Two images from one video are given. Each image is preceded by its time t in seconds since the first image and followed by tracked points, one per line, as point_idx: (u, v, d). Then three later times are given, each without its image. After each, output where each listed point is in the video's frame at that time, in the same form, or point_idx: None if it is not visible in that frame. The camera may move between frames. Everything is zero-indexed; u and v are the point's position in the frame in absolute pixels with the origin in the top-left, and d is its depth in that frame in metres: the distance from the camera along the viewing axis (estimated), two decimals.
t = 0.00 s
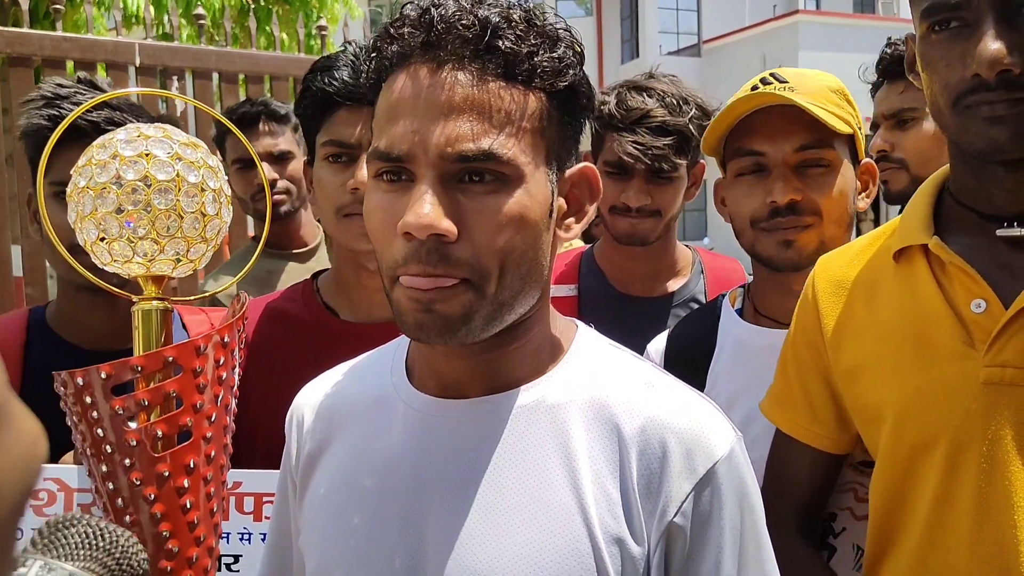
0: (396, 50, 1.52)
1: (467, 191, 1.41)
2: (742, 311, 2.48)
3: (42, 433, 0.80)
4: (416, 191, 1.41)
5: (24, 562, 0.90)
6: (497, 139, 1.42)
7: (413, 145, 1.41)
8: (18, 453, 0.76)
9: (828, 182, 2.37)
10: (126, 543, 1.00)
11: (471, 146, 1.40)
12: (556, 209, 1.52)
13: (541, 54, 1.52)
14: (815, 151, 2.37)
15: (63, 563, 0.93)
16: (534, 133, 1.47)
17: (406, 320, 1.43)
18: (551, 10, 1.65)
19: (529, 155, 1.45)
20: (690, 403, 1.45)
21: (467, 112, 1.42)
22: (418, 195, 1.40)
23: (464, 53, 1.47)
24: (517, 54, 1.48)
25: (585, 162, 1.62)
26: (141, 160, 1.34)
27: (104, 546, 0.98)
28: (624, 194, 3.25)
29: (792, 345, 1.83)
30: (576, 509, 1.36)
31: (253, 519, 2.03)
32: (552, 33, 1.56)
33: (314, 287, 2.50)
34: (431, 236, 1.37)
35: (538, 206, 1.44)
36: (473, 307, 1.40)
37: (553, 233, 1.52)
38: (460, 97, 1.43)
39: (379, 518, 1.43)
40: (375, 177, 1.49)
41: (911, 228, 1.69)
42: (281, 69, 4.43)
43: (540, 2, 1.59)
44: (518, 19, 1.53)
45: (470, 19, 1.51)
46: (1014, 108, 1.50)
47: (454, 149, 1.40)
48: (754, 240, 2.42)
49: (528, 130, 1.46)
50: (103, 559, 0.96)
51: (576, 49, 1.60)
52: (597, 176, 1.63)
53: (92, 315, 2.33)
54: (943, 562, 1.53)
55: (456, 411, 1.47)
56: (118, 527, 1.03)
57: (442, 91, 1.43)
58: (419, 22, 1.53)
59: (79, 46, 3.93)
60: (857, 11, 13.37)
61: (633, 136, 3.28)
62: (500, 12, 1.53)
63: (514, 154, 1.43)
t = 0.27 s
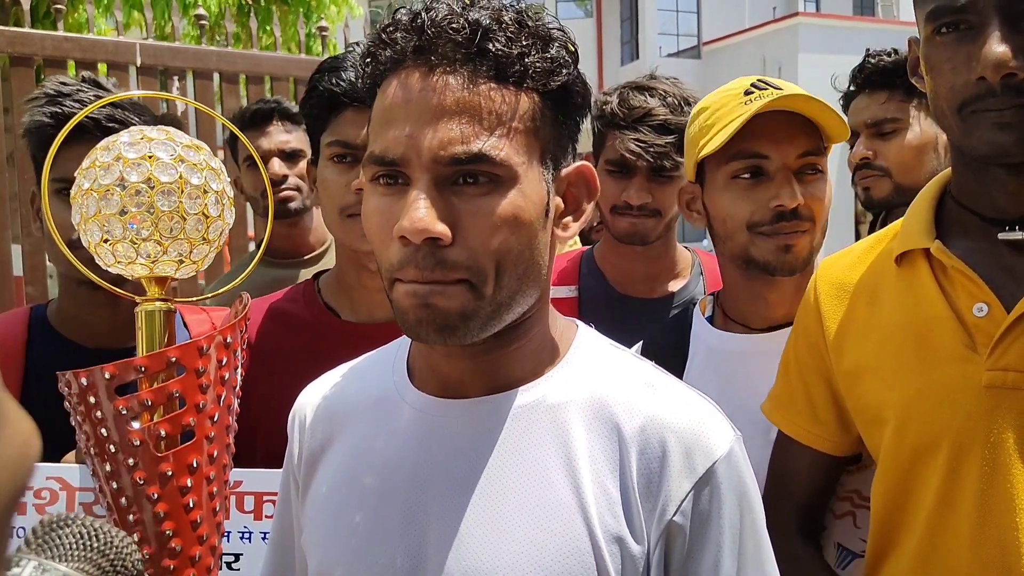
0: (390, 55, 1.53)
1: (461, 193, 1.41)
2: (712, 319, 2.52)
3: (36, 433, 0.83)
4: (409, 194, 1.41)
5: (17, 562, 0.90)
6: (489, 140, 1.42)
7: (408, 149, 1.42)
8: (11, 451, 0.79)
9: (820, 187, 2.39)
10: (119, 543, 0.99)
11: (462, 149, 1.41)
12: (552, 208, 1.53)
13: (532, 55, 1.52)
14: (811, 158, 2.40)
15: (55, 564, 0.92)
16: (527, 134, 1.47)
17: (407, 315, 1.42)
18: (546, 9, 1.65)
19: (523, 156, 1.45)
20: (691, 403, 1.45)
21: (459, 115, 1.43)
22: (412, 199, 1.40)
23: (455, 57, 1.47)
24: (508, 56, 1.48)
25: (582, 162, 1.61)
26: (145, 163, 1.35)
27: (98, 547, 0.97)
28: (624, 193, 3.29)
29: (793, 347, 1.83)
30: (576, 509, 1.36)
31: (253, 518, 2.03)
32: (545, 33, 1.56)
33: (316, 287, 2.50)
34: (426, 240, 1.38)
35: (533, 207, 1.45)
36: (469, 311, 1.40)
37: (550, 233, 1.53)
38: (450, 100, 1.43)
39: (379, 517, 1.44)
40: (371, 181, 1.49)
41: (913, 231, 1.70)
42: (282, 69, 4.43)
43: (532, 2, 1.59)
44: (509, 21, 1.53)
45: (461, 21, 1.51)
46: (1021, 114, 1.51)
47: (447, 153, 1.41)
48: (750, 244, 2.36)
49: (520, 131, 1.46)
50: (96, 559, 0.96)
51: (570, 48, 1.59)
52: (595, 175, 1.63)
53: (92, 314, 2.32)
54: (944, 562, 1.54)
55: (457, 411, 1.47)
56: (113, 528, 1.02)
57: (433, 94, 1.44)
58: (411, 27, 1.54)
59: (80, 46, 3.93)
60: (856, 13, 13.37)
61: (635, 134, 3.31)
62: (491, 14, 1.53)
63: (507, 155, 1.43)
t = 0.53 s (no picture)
0: (388, 62, 1.54)
1: (459, 198, 1.42)
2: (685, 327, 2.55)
3: (40, 441, 0.81)
4: (409, 200, 1.42)
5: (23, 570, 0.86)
6: (486, 144, 1.43)
7: (405, 155, 1.43)
8: (15, 459, 0.77)
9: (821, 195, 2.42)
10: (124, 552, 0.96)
11: (460, 153, 1.42)
12: (551, 210, 1.53)
13: (529, 59, 1.53)
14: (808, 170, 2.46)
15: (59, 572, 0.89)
16: (525, 137, 1.48)
17: (407, 317, 1.42)
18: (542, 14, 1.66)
19: (521, 158, 1.46)
20: (691, 405, 1.46)
21: (456, 120, 1.43)
22: (411, 205, 1.41)
23: (452, 62, 1.48)
24: (505, 61, 1.49)
25: (581, 165, 1.62)
26: (148, 167, 1.36)
27: (102, 554, 0.94)
28: (628, 195, 3.32)
29: (794, 351, 1.84)
30: (578, 510, 1.37)
31: (256, 517, 2.03)
32: (542, 38, 1.57)
33: (317, 290, 2.51)
34: (426, 244, 1.38)
35: (532, 210, 1.45)
36: (468, 310, 1.41)
37: (550, 235, 1.53)
38: (447, 105, 1.44)
39: (382, 518, 1.45)
40: (372, 187, 1.49)
41: (912, 236, 1.70)
42: (283, 72, 4.44)
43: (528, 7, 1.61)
44: (505, 27, 1.54)
45: (457, 28, 1.52)
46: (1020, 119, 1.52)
47: (446, 157, 1.41)
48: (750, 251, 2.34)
49: (517, 134, 1.47)
50: (100, 566, 0.93)
51: (568, 52, 1.60)
52: (594, 177, 1.63)
53: (97, 317, 2.34)
54: (945, 564, 1.55)
55: (459, 413, 1.48)
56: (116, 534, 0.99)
57: (431, 100, 1.45)
58: (408, 34, 1.55)
59: (83, 48, 3.94)
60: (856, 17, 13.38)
61: (640, 136, 3.35)
62: (487, 20, 1.54)
63: (505, 159, 1.44)
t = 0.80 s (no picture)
0: (393, 65, 1.54)
1: (464, 199, 1.43)
2: (697, 325, 2.55)
3: (46, 446, 0.80)
4: (414, 202, 1.43)
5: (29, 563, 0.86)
6: (491, 146, 1.44)
7: (410, 157, 1.44)
8: (24, 467, 0.76)
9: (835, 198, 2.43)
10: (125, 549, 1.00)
11: (465, 155, 1.42)
12: (555, 213, 1.54)
13: (533, 63, 1.53)
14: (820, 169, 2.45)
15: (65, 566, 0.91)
16: (529, 139, 1.48)
17: (411, 319, 1.43)
18: (545, 17, 1.67)
19: (525, 161, 1.47)
20: (692, 406, 1.47)
21: (461, 123, 1.44)
22: (415, 207, 1.42)
23: (457, 66, 1.49)
24: (509, 64, 1.50)
25: (584, 168, 1.63)
26: (154, 168, 1.36)
27: (103, 549, 0.98)
28: (630, 197, 3.32)
29: (796, 352, 1.85)
30: (580, 510, 1.37)
31: (260, 516, 2.04)
32: (546, 41, 1.58)
33: (318, 290, 2.51)
34: (431, 245, 1.39)
35: (535, 212, 1.46)
36: (471, 311, 1.42)
37: (554, 238, 1.54)
38: (452, 109, 1.45)
39: (385, 517, 1.45)
40: (378, 188, 1.50)
41: (913, 238, 1.71)
42: (286, 73, 4.45)
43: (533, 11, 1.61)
44: (510, 30, 1.55)
45: (462, 31, 1.53)
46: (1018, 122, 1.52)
47: (450, 160, 1.42)
48: (757, 251, 2.35)
49: (521, 137, 1.47)
50: (102, 562, 0.96)
51: (572, 55, 1.61)
52: (598, 180, 1.64)
53: (96, 315, 2.33)
54: (946, 564, 1.55)
55: (462, 413, 1.48)
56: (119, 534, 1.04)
57: (436, 103, 1.45)
58: (413, 37, 1.55)
59: (85, 49, 3.95)
60: (858, 20, 13.38)
61: (643, 137, 3.33)
62: (492, 23, 1.55)
63: (509, 162, 1.44)
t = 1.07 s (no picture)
0: (394, 65, 1.55)
1: (462, 198, 1.43)
2: (735, 316, 2.54)
3: (57, 436, 0.74)
4: (413, 200, 1.43)
5: (32, 554, 0.88)
6: (490, 146, 1.44)
7: (410, 156, 1.44)
8: (34, 458, 0.70)
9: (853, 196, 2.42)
10: (127, 540, 0.99)
11: (464, 155, 1.42)
12: (553, 213, 1.54)
13: (533, 63, 1.53)
14: (844, 164, 2.43)
15: (65, 556, 0.92)
16: (528, 139, 1.49)
17: (408, 319, 1.43)
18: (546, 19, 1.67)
19: (524, 160, 1.47)
20: (692, 406, 1.47)
21: (461, 122, 1.44)
22: (414, 205, 1.42)
23: (457, 65, 1.49)
24: (509, 65, 1.50)
25: (580, 171, 1.63)
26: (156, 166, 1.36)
27: (106, 541, 0.97)
28: (631, 196, 3.30)
29: (797, 351, 1.85)
30: (578, 509, 1.37)
31: (261, 515, 2.05)
32: (546, 42, 1.58)
33: (319, 291, 2.51)
34: (430, 243, 1.39)
35: (533, 211, 1.46)
36: (469, 309, 1.42)
37: (551, 238, 1.54)
38: (452, 108, 1.45)
39: (383, 516, 1.45)
40: (378, 186, 1.50)
41: (915, 238, 1.71)
42: (286, 74, 4.45)
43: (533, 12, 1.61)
44: (510, 31, 1.55)
45: (462, 32, 1.53)
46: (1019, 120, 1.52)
47: (449, 159, 1.42)
48: (773, 242, 2.42)
49: (520, 137, 1.47)
50: (103, 554, 0.95)
51: (571, 56, 1.61)
52: (596, 181, 1.64)
53: (91, 315, 2.32)
54: (944, 563, 1.55)
55: (461, 412, 1.48)
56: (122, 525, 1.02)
57: (436, 102, 1.46)
58: (414, 37, 1.55)
59: (86, 50, 3.95)
60: (857, 21, 13.39)
61: (644, 136, 3.33)
62: (493, 24, 1.55)
63: (508, 161, 1.44)
